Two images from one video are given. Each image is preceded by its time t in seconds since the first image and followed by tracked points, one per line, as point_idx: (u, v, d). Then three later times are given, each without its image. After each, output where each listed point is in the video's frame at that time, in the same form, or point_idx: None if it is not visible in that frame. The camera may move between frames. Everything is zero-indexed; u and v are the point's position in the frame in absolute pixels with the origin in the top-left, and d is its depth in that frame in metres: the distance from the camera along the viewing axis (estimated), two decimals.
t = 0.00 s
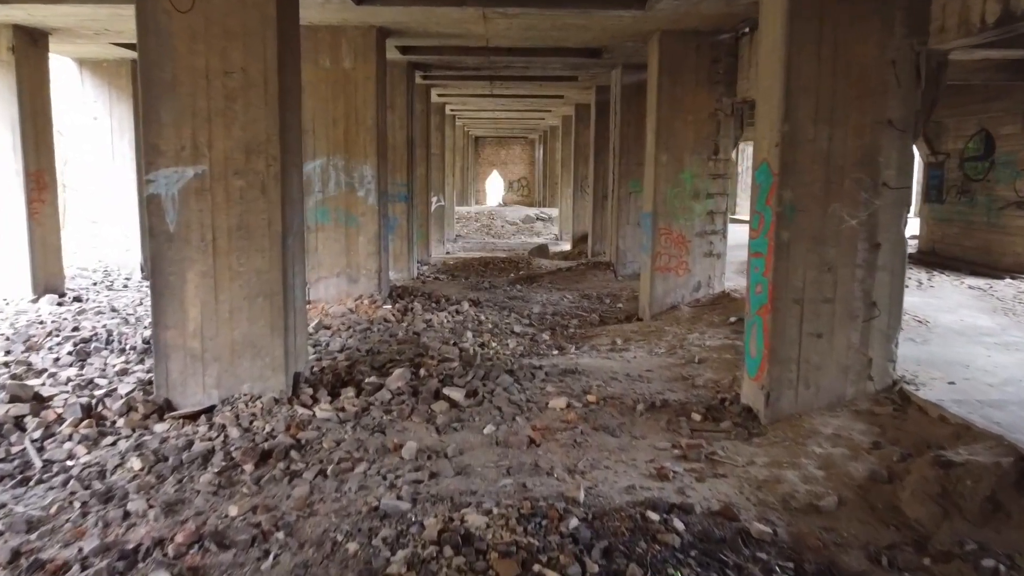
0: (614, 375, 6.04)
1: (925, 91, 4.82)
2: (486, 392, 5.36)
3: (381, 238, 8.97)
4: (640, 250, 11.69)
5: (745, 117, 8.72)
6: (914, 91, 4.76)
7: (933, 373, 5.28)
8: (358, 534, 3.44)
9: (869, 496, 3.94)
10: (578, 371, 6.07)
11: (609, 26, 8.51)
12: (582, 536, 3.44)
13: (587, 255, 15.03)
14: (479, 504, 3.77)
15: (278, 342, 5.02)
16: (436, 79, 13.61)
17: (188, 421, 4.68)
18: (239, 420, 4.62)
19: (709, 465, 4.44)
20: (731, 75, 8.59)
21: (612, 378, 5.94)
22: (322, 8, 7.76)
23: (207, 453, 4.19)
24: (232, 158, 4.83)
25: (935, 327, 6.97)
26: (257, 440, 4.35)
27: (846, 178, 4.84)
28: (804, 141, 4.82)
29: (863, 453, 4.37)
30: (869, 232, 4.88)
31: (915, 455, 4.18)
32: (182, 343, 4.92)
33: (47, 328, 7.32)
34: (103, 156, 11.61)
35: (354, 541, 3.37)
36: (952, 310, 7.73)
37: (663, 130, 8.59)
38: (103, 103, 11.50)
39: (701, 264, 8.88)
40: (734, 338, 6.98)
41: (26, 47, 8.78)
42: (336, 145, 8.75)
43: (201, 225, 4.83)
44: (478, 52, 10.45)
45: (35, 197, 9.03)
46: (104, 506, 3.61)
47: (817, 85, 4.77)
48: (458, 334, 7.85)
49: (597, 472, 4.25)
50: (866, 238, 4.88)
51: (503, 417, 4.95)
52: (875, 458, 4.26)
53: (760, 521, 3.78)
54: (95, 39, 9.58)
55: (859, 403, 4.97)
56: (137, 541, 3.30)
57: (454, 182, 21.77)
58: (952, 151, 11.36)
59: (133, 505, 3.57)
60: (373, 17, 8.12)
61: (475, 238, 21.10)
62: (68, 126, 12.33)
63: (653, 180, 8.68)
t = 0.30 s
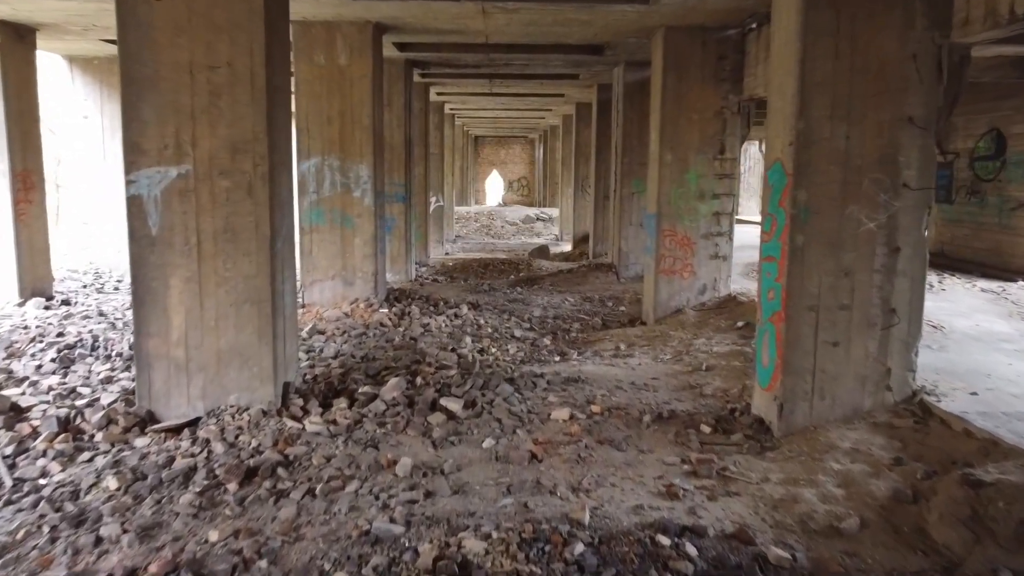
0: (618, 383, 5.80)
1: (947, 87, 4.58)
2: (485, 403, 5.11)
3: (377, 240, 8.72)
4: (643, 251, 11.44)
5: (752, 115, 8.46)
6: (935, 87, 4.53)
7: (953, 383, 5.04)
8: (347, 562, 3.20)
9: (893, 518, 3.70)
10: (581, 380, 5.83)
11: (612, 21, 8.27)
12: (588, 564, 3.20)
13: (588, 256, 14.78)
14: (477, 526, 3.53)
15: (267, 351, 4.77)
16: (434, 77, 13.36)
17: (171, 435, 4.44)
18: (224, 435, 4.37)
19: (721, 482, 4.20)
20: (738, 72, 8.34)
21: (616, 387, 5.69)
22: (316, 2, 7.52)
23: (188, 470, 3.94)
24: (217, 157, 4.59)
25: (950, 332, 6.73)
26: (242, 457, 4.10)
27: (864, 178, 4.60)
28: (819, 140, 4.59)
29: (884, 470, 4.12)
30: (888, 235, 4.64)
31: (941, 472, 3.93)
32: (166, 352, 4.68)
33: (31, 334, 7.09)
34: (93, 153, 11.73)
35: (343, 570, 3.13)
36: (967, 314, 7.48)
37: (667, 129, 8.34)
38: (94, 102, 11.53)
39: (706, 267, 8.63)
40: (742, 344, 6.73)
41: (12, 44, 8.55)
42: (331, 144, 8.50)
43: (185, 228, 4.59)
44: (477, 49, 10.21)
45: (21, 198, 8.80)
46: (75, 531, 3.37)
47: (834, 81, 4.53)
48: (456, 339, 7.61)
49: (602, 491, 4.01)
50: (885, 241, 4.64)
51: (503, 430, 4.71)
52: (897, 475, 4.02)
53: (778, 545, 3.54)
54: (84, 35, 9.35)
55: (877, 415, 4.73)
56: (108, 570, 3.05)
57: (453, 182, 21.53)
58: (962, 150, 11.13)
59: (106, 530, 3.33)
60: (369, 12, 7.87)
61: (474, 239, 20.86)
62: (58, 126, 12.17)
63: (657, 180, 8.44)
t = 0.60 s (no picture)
0: (624, 393, 5.55)
1: (974, 81, 4.32)
2: (485, 415, 4.86)
3: (373, 242, 8.46)
4: (646, 253, 11.19)
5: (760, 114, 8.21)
6: (962, 82, 4.26)
7: (977, 394, 4.79)
8: None
9: (922, 543, 3.45)
10: (585, 389, 5.57)
11: (615, 17, 8.01)
12: None
13: (589, 257, 14.54)
14: (476, 554, 3.28)
15: (254, 361, 4.52)
16: (433, 76, 13.12)
17: (151, 451, 4.18)
18: (208, 451, 4.11)
19: (736, 502, 3.95)
20: (745, 69, 8.09)
21: (622, 397, 5.43)
22: None
23: (168, 491, 3.69)
24: (201, 157, 4.33)
25: (968, 339, 6.47)
26: (226, 476, 3.85)
27: (886, 179, 4.34)
28: (839, 138, 4.34)
29: (909, 489, 3.87)
30: (911, 239, 4.39)
31: (971, 493, 3.68)
32: (147, 363, 4.42)
33: (13, 341, 6.83)
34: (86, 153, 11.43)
35: None
36: (982, 319, 7.23)
37: (673, 127, 8.09)
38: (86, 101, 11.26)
39: (712, 269, 8.38)
40: (752, 351, 6.48)
41: None
42: (326, 143, 8.24)
43: (167, 231, 4.33)
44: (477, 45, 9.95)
45: (7, 199, 8.53)
46: (41, 560, 3.12)
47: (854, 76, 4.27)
48: (455, 344, 7.36)
49: (610, 512, 3.76)
50: (907, 246, 4.39)
51: (504, 445, 4.45)
52: (924, 496, 3.77)
53: (799, 573, 3.29)
54: (73, 31, 9.09)
55: (899, 429, 4.48)
56: None
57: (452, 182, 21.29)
58: (972, 150, 10.88)
59: (74, 560, 3.08)
60: (365, 7, 7.62)
61: (474, 239, 20.62)
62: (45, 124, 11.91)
63: (662, 180, 8.19)
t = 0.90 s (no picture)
0: (630, 404, 5.30)
1: (1003, 76, 4.07)
2: (485, 429, 4.61)
3: (370, 244, 8.21)
4: (650, 255, 10.94)
5: (768, 112, 7.97)
6: (990, 77, 4.02)
7: (1004, 407, 4.55)
8: None
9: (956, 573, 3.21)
10: (590, 400, 5.33)
11: (619, 12, 7.76)
12: None
13: (591, 259, 14.29)
14: None
15: (241, 373, 4.27)
16: (432, 73, 12.88)
17: (130, 470, 3.93)
18: (191, 470, 3.86)
19: (754, 525, 3.70)
20: (753, 66, 7.85)
21: (629, 409, 5.19)
22: None
23: (146, 515, 3.43)
24: (184, 156, 4.07)
25: (988, 346, 6.23)
26: (209, 497, 3.59)
27: (910, 180, 4.09)
28: (861, 136, 4.09)
29: (939, 512, 3.63)
30: (937, 243, 4.14)
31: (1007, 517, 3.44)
32: (127, 375, 4.16)
33: None
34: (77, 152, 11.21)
35: None
36: (999, 325, 6.99)
37: (679, 126, 7.85)
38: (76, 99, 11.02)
39: (719, 273, 8.14)
40: (763, 358, 6.23)
41: None
42: (321, 143, 7.99)
43: (148, 235, 4.07)
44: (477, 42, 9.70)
45: None
46: None
47: (876, 71, 4.03)
48: (454, 351, 7.11)
49: (619, 537, 3.51)
50: (932, 251, 4.14)
51: (505, 462, 4.20)
52: (956, 519, 3.53)
53: None
54: (61, 27, 8.82)
55: (923, 445, 4.24)
56: None
57: (451, 182, 21.04)
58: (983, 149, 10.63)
59: None
60: (361, 2, 7.37)
61: (473, 240, 20.37)
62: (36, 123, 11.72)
63: (667, 181, 7.94)
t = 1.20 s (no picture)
0: (638, 416, 5.05)
1: None
2: (486, 444, 4.36)
3: (367, 246, 7.96)
4: (654, 257, 10.69)
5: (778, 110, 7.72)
6: None
7: None
8: None
9: None
10: (597, 411, 5.08)
11: (625, 6, 7.51)
12: None
13: (594, 261, 14.05)
14: None
15: (227, 387, 4.01)
16: (431, 71, 12.63)
17: (108, 491, 3.67)
18: (172, 491, 3.61)
19: (776, 550, 3.46)
20: (762, 62, 7.60)
21: (637, 421, 4.94)
22: None
23: (121, 543, 3.18)
24: (166, 156, 3.82)
25: (1011, 353, 5.98)
26: (190, 522, 3.34)
27: (939, 181, 3.85)
28: (886, 134, 3.84)
29: (972, 538, 3.39)
30: (967, 248, 3.89)
31: None
32: (106, 388, 3.91)
33: None
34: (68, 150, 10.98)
35: None
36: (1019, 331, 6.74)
37: (686, 125, 7.60)
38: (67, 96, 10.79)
39: (727, 276, 7.88)
40: (776, 366, 5.98)
41: None
42: (316, 142, 7.74)
43: (128, 239, 3.82)
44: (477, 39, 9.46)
45: None
46: None
47: (903, 65, 3.79)
48: (454, 357, 6.86)
49: (632, 565, 3.26)
50: (962, 256, 3.89)
51: (508, 480, 3.95)
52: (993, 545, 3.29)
53: None
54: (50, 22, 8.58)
55: (951, 462, 4.00)
56: None
57: (451, 182, 20.79)
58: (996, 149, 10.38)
59: None
60: None
61: (473, 240, 20.12)
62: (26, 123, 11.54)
63: (674, 181, 7.69)
